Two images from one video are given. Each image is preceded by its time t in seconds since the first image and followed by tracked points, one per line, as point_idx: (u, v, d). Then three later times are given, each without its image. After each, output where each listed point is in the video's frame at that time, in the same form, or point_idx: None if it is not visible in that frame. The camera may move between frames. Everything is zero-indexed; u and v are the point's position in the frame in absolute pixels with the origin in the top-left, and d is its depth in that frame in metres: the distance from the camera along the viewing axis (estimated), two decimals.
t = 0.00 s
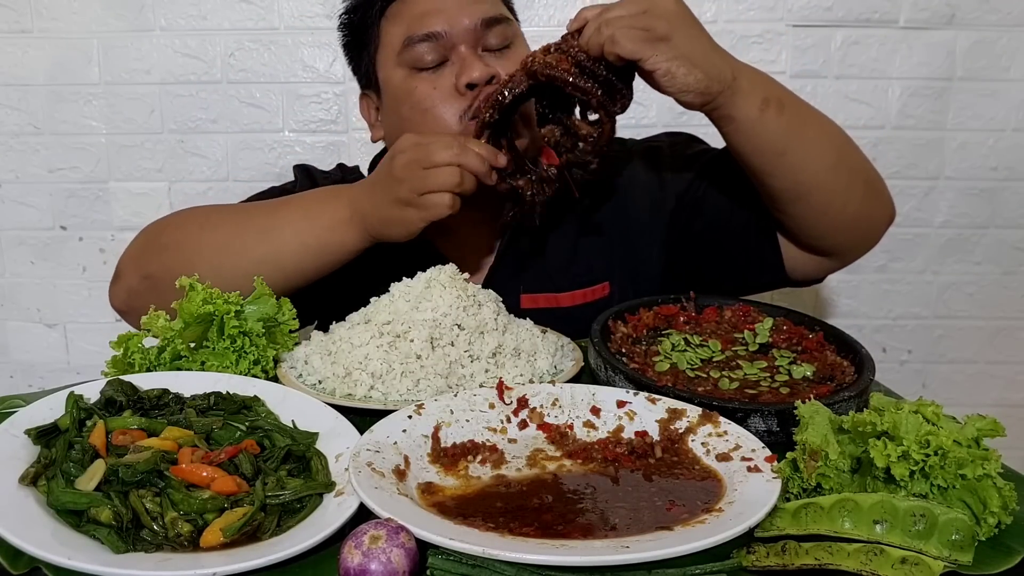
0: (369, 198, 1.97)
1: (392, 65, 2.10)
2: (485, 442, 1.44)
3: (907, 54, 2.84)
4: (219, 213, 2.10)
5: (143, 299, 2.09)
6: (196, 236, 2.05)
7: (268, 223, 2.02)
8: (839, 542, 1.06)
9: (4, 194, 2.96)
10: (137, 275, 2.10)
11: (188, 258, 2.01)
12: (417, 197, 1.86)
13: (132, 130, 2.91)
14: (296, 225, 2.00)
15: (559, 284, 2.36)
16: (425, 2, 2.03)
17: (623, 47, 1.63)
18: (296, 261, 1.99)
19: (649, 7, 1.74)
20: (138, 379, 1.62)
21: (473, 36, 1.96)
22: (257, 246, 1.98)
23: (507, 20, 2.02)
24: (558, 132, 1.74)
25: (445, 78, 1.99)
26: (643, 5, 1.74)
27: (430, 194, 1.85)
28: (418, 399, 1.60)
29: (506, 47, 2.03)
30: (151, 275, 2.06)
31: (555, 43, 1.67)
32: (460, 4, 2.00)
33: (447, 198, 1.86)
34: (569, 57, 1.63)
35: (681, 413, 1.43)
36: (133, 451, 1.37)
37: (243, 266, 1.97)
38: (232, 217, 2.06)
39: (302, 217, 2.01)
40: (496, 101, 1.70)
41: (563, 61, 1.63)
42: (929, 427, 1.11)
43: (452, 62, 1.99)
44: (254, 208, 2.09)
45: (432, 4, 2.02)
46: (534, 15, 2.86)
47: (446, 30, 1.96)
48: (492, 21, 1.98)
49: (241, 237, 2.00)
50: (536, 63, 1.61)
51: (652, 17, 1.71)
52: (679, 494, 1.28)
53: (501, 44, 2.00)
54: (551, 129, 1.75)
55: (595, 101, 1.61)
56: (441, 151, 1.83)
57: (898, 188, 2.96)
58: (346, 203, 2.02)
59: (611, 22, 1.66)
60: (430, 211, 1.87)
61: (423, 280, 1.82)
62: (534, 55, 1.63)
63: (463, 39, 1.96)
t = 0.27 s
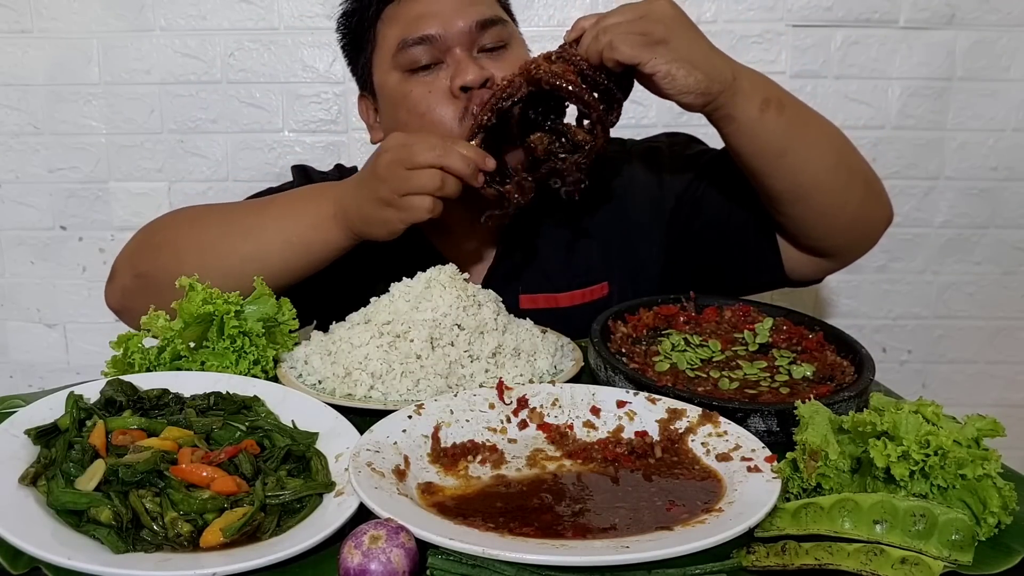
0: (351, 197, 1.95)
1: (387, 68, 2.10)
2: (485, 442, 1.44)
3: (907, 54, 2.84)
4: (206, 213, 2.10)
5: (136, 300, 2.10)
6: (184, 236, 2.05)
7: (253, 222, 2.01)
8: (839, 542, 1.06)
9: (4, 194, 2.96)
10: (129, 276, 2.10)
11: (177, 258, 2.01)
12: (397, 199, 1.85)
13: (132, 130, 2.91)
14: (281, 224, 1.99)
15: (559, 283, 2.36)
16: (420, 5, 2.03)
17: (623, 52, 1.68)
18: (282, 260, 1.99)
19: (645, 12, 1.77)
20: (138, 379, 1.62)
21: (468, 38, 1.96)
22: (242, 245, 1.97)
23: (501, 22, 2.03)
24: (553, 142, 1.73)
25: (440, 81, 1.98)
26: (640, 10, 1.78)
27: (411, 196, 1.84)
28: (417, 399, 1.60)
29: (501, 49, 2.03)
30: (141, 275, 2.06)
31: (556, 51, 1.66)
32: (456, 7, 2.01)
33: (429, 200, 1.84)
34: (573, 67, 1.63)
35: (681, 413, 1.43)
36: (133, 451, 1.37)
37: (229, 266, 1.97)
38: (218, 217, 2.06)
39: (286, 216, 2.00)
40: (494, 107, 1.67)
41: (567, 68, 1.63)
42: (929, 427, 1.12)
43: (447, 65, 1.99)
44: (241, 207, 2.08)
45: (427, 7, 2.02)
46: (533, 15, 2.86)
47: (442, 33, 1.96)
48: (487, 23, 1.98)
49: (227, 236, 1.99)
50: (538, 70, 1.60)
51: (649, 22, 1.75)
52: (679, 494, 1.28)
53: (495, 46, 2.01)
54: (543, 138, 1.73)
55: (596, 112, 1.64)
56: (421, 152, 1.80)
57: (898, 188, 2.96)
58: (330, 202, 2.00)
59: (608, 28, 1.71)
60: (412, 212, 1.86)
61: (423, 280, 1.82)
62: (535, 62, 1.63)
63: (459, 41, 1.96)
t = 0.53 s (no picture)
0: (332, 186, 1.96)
1: (388, 66, 2.10)
2: (485, 442, 1.44)
3: (907, 54, 2.84)
4: (196, 214, 2.11)
5: (128, 304, 2.10)
6: (174, 236, 2.06)
7: (239, 217, 2.02)
8: (839, 542, 1.06)
9: (4, 194, 2.96)
10: (121, 280, 2.11)
11: (166, 258, 2.02)
12: (374, 178, 1.83)
13: (132, 130, 2.91)
14: (266, 218, 1.99)
15: (559, 283, 2.35)
16: (422, 4, 2.03)
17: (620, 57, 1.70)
18: (266, 256, 1.98)
19: (636, 17, 1.79)
20: (138, 378, 1.62)
21: (471, 36, 1.97)
22: (227, 241, 1.97)
23: (504, 19, 2.04)
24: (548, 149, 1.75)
25: (445, 80, 1.99)
26: (630, 15, 1.79)
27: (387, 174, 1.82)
28: (417, 399, 1.60)
29: (503, 46, 2.04)
30: (131, 277, 2.07)
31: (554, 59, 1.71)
32: (458, 5, 2.01)
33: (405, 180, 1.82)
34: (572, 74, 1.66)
35: (681, 413, 1.43)
36: (133, 451, 1.37)
37: (214, 263, 1.96)
38: (206, 217, 2.07)
39: (270, 209, 2.00)
40: (490, 106, 1.69)
41: (568, 76, 1.66)
42: (929, 427, 1.12)
43: (451, 62, 2.00)
44: (229, 206, 2.10)
45: (429, 5, 2.02)
46: (533, 15, 2.86)
47: (445, 31, 1.97)
48: (490, 20, 1.99)
49: (214, 234, 2.00)
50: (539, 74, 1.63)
51: (640, 25, 1.76)
52: (679, 494, 1.28)
53: (497, 43, 2.02)
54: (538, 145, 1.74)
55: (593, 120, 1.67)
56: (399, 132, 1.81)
57: (898, 188, 2.96)
58: (313, 195, 2.01)
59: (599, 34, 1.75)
60: (388, 191, 1.83)
61: (422, 280, 1.82)
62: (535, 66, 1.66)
63: (462, 39, 1.97)
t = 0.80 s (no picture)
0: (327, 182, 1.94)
1: (385, 74, 2.10)
2: (485, 442, 1.44)
3: (907, 54, 2.84)
4: (195, 208, 2.11)
5: (126, 295, 2.11)
6: (171, 230, 2.06)
7: (235, 213, 2.01)
8: (839, 542, 1.06)
9: (4, 195, 2.96)
10: (121, 273, 2.12)
11: (163, 252, 2.02)
12: (366, 176, 1.80)
13: (131, 130, 2.91)
14: (261, 214, 1.98)
15: (558, 284, 2.35)
16: (419, 12, 2.03)
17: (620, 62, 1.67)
18: (260, 253, 1.96)
19: (641, 16, 1.78)
20: (138, 378, 1.62)
21: (467, 47, 1.96)
22: (223, 236, 1.97)
23: (502, 29, 2.02)
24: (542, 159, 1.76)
25: (439, 89, 1.98)
26: (635, 16, 1.78)
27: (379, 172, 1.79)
28: (417, 399, 1.60)
29: (501, 57, 2.03)
30: (130, 270, 2.08)
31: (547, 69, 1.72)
32: (455, 15, 2.00)
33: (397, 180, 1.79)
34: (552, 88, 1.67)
35: (681, 413, 1.43)
36: (133, 451, 1.37)
37: (209, 257, 1.96)
38: (205, 211, 2.07)
39: (266, 205, 1.99)
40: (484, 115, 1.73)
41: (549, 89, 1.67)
42: (929, 427, 1.12)
43: (446, 73, 1.99)
44: (227, 201, 2.08)
45: (425, 14, 2.01)
46: (533, 15, 2.86)
47: (440, 41, 1.96)
48: (487, 31, 1.98)
49: (211, 229, 2.00)
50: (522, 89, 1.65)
51: (647, 24, 1.74)
52: (679, 494, 1.28)
53: (495, 54, 2.00)
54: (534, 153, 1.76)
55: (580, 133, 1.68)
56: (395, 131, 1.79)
57: (898, 188, 2.96)
58: (308, 191, 1.99)
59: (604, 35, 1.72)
60: (379, 190, 1.80)
61: (422, 280, 1.82)
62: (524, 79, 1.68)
63: (457, 49, 1.96)
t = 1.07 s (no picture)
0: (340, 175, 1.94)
1: (376, 73, 2.10)
2: (485, 442, 1.44)
3: (907, 54, 2.84)
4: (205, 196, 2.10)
5: (132, 284, 2.12)
6: (179, 219, 2.06)
7: (244, 202, 2.01)
8: (839, 542, 1.06)
9: (4, 195, 2.96)
10: (128, 261, 2.13)
11: (170, 242, 2.02)
12: (378, 168, 1.80)
13: (131, 130, 2.91)
14: (270, 206, 1.98)
15: (555, 281, 2.35)
16: (408, 12, 2.02)
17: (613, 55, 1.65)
18: (266, 244, 1.96)
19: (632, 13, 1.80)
20: (138, 378, 1.62)
21: (454, 48, 1.96)
22: (232, 226, 1.97)
23: (491, 31, 2.01)
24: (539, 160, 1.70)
25: (426, 91, 1.98)
26: (627, 10, 1.79)
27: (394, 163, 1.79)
28: (417, 399, 1.60)
29: (491, 59, 2.02)
30: (136, 255, 2.08)
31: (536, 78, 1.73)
32: (444, 16, 2.00)
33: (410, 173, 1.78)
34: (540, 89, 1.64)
35: (681, 413, 1.43)
36: (133, 451, 1.37)
37: (217, 247, 1.96)
38: (215, 200, 2.06)
39: (277, 196, 1.99)
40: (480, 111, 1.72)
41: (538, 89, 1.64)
42: (929, 427, 1.11)
43: (433, 74, 1.99)
44: (236, 190, 2.09)
45: (415, 14, 2.01)
46: (533, 15, 2.86)
47: (428, 42, 1.96)
48: (476, 33, 1.97)
49: (221, 218, 1.99)
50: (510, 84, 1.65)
51: (639, 18, 1.75)
52: (679, 494, 1.28)
53: (484, 56, 1.99)
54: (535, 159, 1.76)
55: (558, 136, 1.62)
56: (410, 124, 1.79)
57: (898, 188, 2.96)
58: (318, 185, 1.99)
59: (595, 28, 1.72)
60: (388, 184, 1.80)
61: (423, 280, 1.82)
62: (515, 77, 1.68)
63: (444, 51, 1.96)
